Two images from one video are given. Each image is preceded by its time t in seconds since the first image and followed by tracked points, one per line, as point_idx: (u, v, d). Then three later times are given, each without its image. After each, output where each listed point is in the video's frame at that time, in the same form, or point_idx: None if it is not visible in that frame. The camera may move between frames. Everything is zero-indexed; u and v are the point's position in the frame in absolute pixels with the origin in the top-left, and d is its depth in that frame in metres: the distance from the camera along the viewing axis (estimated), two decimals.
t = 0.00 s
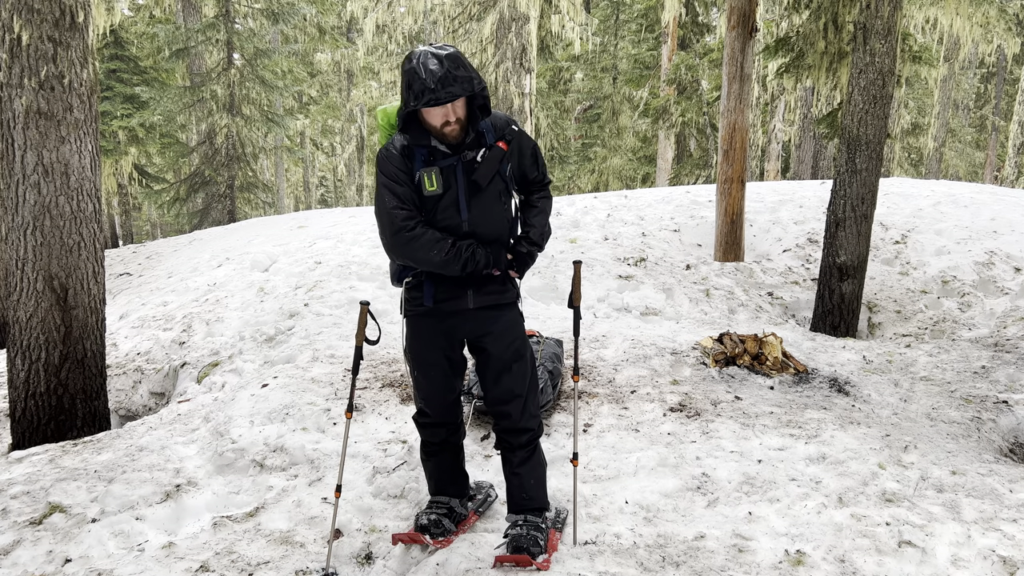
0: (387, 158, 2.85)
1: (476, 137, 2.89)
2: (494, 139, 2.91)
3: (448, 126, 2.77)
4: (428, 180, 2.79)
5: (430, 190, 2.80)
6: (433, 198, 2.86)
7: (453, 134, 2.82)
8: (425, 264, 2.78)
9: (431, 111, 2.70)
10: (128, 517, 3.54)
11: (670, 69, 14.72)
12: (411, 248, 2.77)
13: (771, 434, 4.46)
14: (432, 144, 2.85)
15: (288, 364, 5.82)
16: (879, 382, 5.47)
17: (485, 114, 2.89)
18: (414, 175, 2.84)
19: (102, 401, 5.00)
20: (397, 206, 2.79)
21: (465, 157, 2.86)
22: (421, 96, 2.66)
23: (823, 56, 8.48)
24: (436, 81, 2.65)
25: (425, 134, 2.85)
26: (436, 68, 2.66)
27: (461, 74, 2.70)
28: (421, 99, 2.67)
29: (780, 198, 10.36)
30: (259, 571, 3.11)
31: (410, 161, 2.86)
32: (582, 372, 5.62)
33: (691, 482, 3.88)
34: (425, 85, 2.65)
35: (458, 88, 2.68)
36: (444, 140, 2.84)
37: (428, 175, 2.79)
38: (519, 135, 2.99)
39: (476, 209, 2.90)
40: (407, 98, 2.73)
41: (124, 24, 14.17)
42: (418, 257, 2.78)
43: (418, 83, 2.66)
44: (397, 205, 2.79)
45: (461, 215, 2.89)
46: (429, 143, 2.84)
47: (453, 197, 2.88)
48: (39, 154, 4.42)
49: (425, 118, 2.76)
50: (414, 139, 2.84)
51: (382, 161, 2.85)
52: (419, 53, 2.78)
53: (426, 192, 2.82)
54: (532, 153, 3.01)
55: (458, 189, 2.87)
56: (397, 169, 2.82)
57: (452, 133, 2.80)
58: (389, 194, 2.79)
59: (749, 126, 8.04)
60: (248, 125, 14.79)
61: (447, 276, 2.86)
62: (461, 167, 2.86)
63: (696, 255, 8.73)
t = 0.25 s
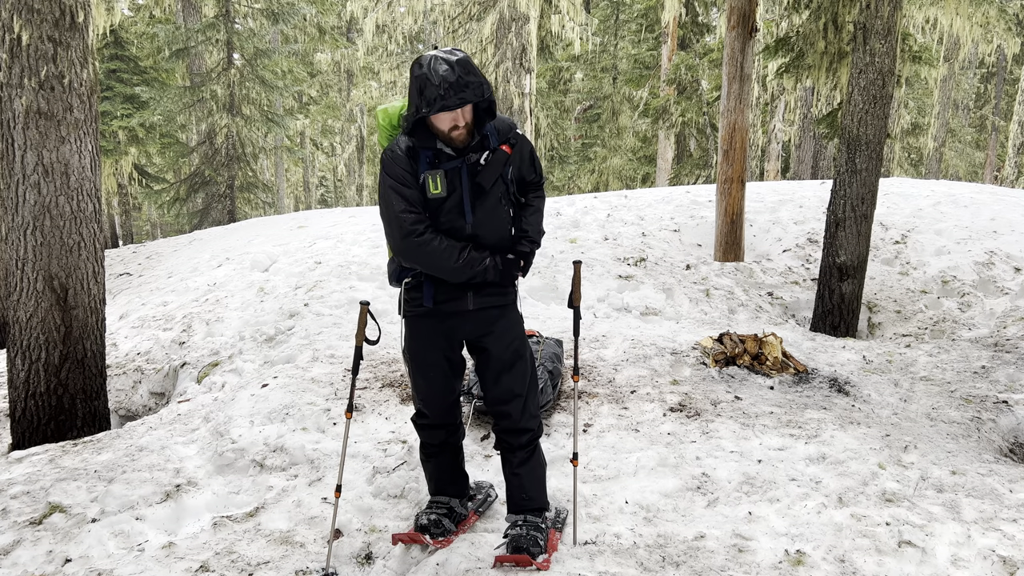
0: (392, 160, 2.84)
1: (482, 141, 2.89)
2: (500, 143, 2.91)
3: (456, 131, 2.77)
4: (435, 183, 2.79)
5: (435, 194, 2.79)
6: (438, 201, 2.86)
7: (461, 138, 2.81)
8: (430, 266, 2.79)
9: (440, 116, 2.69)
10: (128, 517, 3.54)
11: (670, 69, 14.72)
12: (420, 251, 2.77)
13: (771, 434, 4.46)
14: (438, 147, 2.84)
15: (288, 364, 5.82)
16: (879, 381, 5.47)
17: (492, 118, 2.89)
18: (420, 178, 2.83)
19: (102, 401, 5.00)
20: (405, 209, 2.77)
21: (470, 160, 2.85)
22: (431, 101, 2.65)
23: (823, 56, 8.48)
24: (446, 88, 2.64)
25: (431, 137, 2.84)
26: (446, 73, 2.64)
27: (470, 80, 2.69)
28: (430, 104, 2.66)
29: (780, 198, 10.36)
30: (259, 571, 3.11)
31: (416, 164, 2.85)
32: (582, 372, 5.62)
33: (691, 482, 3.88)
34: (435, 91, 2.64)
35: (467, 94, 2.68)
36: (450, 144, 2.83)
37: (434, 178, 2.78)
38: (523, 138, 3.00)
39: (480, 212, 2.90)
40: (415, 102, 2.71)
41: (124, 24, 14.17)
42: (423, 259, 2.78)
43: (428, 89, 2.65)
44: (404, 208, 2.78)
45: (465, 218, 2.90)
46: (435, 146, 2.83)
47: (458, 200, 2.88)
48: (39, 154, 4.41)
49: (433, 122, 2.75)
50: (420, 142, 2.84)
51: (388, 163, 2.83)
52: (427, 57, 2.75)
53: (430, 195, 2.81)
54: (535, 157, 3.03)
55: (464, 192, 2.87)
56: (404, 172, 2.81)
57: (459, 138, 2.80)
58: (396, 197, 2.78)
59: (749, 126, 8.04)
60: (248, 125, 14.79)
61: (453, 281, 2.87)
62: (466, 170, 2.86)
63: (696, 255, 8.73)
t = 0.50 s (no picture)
0: (399, 160, 2.79)
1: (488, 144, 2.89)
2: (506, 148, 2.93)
3: (467, 135, 2.76)
4: (444, 186, 2.78)
5: (444, 196, 2.78)
6: (445, 203, 2.85)
7: (470, 142, 2.81)
8: (438, 268, 2.79)
9: (452, 120, 2.67)
10: (128, 517, 3.54)
11: (670, 69, 14.72)
12: (430, 252, 2.76)
13: (771, 434, 4.47)
14: (445, 148, 2.82)
15: (288, 364, 5.82)
16: (879, 381, 5.47)
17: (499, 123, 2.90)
18: (426, 179, 2.80)
19: (102, 401, 5.00)
20: (415, 210, 2.75)
21: (476, 163, 2.84)
22: (446, 105, 2.63)
23: (823, 56, 8.48)
24: (462, 94, 2.62)
25: (438, 139, 2.82)
26: (461, 79, 2.62)
27: (483, 87, 2.68)
28: (444, 108, 2.63)
29: (780, 198, 10.36)
30: (259, 572, 3.11)
31: (423, 165, 2.81)
32: (582, 372, 5.62)
33: (691, 482, 3.87)
34: (450, 96, 2.61)
35: (480, 100, 2.67)
36: (458, 146, 2.81)
37: (442, 180, 2.76)
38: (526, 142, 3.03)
39: (486, 214, 2.92)
40: (427, 105, 2.68)
41: (124, 24, 14.17)
42: (431, 261, 2.77)
43: (443, 93, 2.62)
44: (413, 209, 2.75)
45: (471, 219, 2.90)
46: (442, 148, 2.81)
47: (464, 201, 2.88)
48: (39, 154, 4.41)
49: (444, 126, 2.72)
50: (427, 143, 2.80)
51: (395, 163, 2.79)
52: (438, 59, 2.71)
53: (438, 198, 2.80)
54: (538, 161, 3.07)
55: (471, 194, 2.87)
56: (410, 174, 2.77)
57: (468, 141, 2.78)
58: (404, 198, 2.75)
59: (748, 126, 8.04)
60: (248, 125, 14.79)
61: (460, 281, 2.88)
62: (473, 173, 2.86)
63: (696, 255, 8.73)
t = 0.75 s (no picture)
0: (402, 159, 2.79)
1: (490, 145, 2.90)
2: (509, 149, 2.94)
3: (471, 137, 2.76)
4: (446, 186, 2.78)
5: (446, 196, 2.78)
6: (448, 203, 2.85)
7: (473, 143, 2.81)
8: (441, 268, 2.79)
9: (457, 122, 2.68)
10: (128, 517, 3.54)
11: (670, 69, 14.72)
12: (433, 252, 2.76)
13: (771, 434, 4.46)
14: (448, 149, 2.82)
15: (288, 364, 5.82)
16: (879, 382, 5.47)
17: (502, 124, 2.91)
18: (429, 180, 2.81)
19: (102, 401, 5.00)
20: (417, 211, 2.75)
21: (479, 163, 2.84)
22: (450, 106, 2.63)
23: (823, 56, 8.48)
24: (466, 95, 2.62)
25: (441, 139, 2.82)
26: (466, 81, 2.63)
27: (488, 89, 2.69)
28: (449, 109, 2.63)
29: (780, 198, 10.35)
30: (259, 572, 3.11)
31: (425, 165, 2.81)
32: (582, 372, 5.62)
33: (691, 482, 3.87)
34: (455, 97, 2.62)
35: (484, 101, 2.68)
36: (461, 147, 2.82)
37: (445, 181, 2.77)
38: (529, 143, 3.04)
39: (488, 215, 2.92)
40: (431, 105, 2.68)
41: (124, 24, 14.17)
42: (434, 261, 2.78)
43: (448, 94, 2.62)
44: (416, 209, 2.75)
45: (474, 219, 2.91)
46: (445, 149, 2.81)
47: (466, 202, 2.88)
48: (39, 154, 4.41)
49: (447, 127, 2.72)
50: (430, 143, 2.80)
51: (398, 163, 2.79)
52: (443, 60, 2.71)
53: (441, 198, 2.80)
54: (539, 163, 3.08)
55: (473, 194, 2.87)
56: (414, 174, 2.77)
57: (471, 142, 2.78)
58: (407, 198, 2.75)
59: (748, 126, 8.04)
60: (248, 125, 14.79)
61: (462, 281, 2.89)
62: (475, 174, 2.86)
63: (696, 255, 8.73)
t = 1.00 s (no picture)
0: (400, 159, 2.80)
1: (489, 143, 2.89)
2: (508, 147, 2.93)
3: (469, 135, 2.75)
4: (444, 185, 2.78)
5: (445, 195, 2.78)
6: (446, 202, 2.85)
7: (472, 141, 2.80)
8: (440, 267, 2.80)
9: (454, 119, 2.67)
10: (128, 517, 3.54)
11: (670, 69, 14.73)
12: (429, 248, 2.76)
13: (771, 434, 4.47)
14: (446, 148, 2.82)
15: (288, 364, 5.82)
16: (879, 381, 5.47)
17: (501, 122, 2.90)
18: (427, 179, 2.81)
19: (102, 401, 5.00)
20: (415, 207, 2.75)
21: (477, 162, 2.84)
22: (448, 104, 2.62)
23: (823, 56, 8.48)
24: (464, 93, 2.62)
25: (439, 138, 2.82)
26: (464, 78, 2.62)
27: (486, 86, 2.68)
28: (447, 107, 2.63)
29: (780, 198, 10.36)
30: (259, 572, 3.11)
31: (424, 164, 2.82)
32: (582, 372, 5.62)
33: (691, 482, 3.87)
34: (453, 96, 2.61)
35: (482, 99, 2.67)
36: (459, 145, 2.81)
37: (443, 180, 2.77)
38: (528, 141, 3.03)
39: (487, 213, 2.93)
40: (429, 104, 2.68)
41: (124, 24, 14.17)
42: (431, 257, 2.78)
43: (446, 93, 2.62)
44: (413, 206, 2.75)
45: (472, 217, 2.92)
46: (444, 148, 2.81)
47: (465, 200, 2.88)
48: (39, 154, 4.41)
49: (445, 125, 2.72)
50: (428, 142, 2.81)
51: (396, 162, 2.80)
52: (442, 58, 2.71)
53: (439, 197, 2.80)
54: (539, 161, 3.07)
55: (472, 192, 2.87)
56: (412, 173, 2.77)
57: (469, 141, 2.78)
58: (405, 196, 2.75)
59: (749, 126, 8.05)
60: (248, 125, 14.79)
61: (461, 276, 2.89)
62: (474, 172, 2.86)
63: (696, 255, 8.73)
